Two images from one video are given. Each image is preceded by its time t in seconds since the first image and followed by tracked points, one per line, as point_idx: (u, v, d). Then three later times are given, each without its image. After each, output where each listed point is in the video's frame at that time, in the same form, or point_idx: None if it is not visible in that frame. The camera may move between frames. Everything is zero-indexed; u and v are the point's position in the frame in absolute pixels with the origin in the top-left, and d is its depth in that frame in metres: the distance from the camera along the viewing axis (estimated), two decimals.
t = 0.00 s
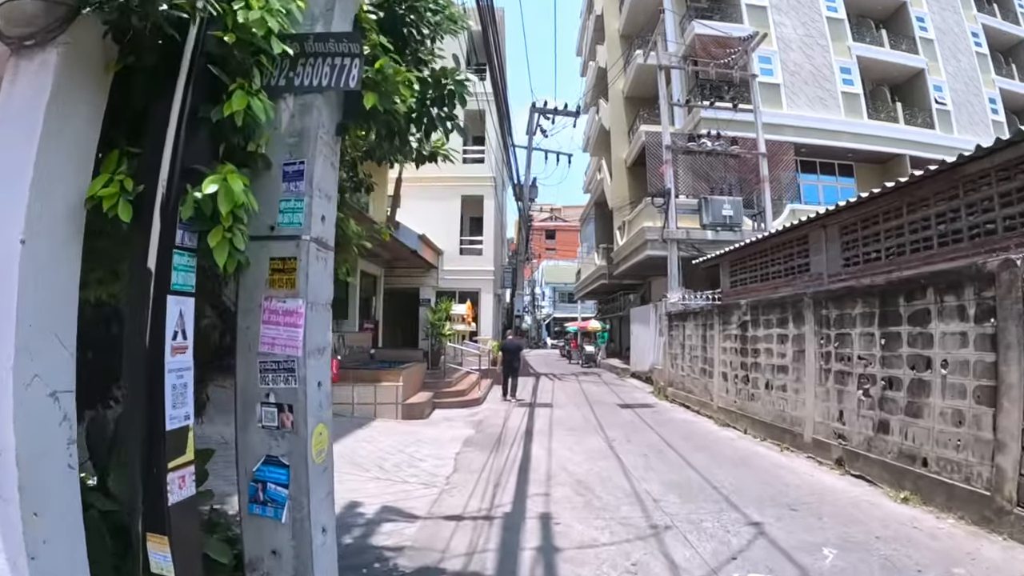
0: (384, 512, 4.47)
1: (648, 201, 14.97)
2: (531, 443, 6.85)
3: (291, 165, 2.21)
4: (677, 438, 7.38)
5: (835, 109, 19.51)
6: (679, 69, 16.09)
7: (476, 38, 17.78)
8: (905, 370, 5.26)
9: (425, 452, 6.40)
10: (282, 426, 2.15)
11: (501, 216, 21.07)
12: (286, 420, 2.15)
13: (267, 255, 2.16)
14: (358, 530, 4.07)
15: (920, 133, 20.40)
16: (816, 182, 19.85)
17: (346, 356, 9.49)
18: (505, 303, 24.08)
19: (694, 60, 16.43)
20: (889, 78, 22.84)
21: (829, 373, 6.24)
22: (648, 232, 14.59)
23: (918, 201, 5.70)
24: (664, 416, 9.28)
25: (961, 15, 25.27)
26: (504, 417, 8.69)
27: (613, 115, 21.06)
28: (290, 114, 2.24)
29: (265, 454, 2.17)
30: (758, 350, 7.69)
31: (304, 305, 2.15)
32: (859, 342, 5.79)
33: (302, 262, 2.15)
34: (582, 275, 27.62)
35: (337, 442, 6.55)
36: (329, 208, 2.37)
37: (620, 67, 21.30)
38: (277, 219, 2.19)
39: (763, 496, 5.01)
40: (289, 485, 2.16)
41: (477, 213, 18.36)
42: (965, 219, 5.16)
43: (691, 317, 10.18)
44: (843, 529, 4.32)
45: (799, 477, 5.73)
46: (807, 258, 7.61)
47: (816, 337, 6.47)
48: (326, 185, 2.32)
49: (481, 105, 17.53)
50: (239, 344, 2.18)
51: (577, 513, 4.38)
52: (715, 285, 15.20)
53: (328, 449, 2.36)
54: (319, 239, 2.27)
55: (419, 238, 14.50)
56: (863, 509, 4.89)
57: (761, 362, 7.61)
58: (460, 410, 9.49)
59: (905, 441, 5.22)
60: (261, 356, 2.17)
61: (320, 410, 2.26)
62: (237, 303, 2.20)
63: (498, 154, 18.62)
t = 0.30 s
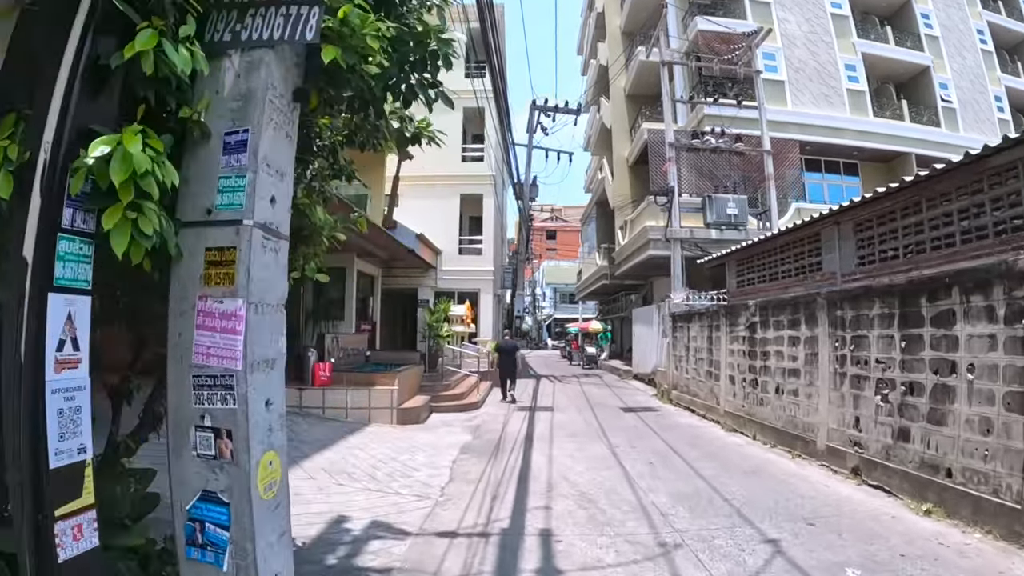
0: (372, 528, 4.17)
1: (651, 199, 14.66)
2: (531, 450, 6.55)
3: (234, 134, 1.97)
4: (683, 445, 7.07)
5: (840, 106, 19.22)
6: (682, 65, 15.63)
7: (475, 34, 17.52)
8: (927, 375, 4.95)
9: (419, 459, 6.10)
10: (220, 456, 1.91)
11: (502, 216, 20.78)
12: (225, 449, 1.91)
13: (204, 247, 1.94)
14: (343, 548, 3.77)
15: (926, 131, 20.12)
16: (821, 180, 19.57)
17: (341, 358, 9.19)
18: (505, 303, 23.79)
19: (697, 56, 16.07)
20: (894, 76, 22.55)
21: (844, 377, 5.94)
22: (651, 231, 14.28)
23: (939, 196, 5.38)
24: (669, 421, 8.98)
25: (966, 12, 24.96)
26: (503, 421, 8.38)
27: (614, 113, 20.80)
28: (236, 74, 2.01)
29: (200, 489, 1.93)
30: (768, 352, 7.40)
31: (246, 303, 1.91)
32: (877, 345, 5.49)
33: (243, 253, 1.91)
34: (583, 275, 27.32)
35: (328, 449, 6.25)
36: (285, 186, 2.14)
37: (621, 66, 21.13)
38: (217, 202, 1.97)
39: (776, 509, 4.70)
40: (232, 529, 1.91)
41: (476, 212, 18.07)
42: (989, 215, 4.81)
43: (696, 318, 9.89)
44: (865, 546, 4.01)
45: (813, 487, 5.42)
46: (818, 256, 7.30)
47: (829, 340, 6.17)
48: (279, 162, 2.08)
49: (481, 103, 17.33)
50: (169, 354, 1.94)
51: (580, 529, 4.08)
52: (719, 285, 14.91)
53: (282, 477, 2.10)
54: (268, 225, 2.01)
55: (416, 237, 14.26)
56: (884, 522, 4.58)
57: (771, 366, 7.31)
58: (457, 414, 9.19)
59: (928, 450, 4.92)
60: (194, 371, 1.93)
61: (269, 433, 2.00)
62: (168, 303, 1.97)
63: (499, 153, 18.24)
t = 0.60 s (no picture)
0: (355, 542, 3.87)
1: (653, 196, 14.22)
2: (529, 455, 6.25)
3: (140, 78, 1.69)
4: (688, 449, 6.76)
5: (844, 102, 18.92)
6: (684, 59, 15.42)
7: (473, 29, 17.23)
8: (950, 376, 4.64)
9: (411, 465, 5.80)
10: (115, 481, 1.63)
11: (501, 214, 20.51)
12: (120, 474, 1.63)
13: (97, 214, 1.66)
14: (323, 565, 3.47)
15: (931, 128, 19.83)
16: (825, 178, 19.29)
17: (334, 358, 8.88)
18: (505, 303, 23.54)
19: (699, 51, 15.86)
20: (898, 72, 22.25)
21: (859, 378, 5.64)
22: (653, 229, 13.96)
23: (960, 185, 5.08)
24: (672, 423, 8.69)
25: (971, 8, 24.65)
26: (500, 424, 8.07)
27: (615, 109, 20.51)
28: (147, 7, 1.72)
29: (95, 521, 1.65)
30: (776, 353, 7.09)
31: (140, 286, 1.61)
32: (895, 344, 5.19)
33: (140, 221, 1.63)
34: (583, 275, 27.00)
35: (316, 454, 5.96)
36: (209, 143, 1.85)
37: (621, 61, 20.86)
38: (116, 159, 1.69)
39: (789, 520, 4.40)
40: (131, 569, 1.63)
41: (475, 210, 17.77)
42: (1015, 205, 4.54)
43: (700, 317, 9.59)
44: (888, 562, 3.71)
45: (826, 495, 5.12)
46: (829, 252, 7.01)
47: (843, 340, 5.87)
48: (202, 113, 1.80)
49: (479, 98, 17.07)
50: (59, 350, 1.67)
51: (579, 543, 3.77)
52: (722, 284, 14.63)
53: (200, 511, 1.82)
54: (176, 184, 1.72)
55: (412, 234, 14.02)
56: (905, 534, 4.28)
57: (780, 366, 7.01)
58: (453, 416, 8.89)
59: (950, 456, 4.61)
60: (86, 371, 1.65)
61: (179, 455, 1.72)
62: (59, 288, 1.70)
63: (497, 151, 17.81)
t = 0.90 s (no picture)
0: (332, 561, 3.55)
1: (654, 193, 13.86)
2: (525, 462, 5.94)
3: None
4: (693, 457, 6.44)
5: (849, 98, 18.60)
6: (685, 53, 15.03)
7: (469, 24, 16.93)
8: (975, 382, 4.32)
9: (400, 473, 5.48)
10: None
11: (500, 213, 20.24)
12: None
13: None
14: None
15: (936, 125, 19.54)
16: (829, 175, 19.02)
17: (324, 360, 8.54)
18: (503, 302, 23.27)
19: (701, 45, 15.44)
20: (902, 69, 21.93)
21: (875, 383, 5.35)
22: (654, 227, 13.62)
23: (983, 178, 4.79)
24: (674, 427, 8.39)
25: (976, 4, 24.33)
26: (496, 429, 7.75)
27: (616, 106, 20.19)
28: None
29: None
30: (784, 355, 6.81)
31: None
32: (914, 347, 4.89)
33: None
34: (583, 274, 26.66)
35: (301, 461, 5.64)
36: (80, 91, 1.68)
37: (621, 57, 20.58)
38: None
39: (804, 537, 4.09)
40: None
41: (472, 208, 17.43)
42: None
43: (704, 317, 9.28)
44: None
45: (842, 510, 4.82)
46: (841, 250, 6.71)
47: (858, 343, 5.58)
48: (73, 54, 1.64)
49: (476, 94, 16.78)
50: None
51: (576, 564, 3.46)
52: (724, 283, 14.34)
53: None
54: (25, 142, 1.51)
55: (408, 232, 13.73)
56: (927, 552, 3.96)
57: (788, 369, 6.73)
58: (448, 419, 8.57)
59: (975, 467, 4.30)
60: None
61: (34, 504, 1.51)
62: None
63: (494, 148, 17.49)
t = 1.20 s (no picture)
0: None
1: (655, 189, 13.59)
2: (523, 467, 5.64)
3: None
4: (699, 462, 6.14)
5: (852, 95, 18.34)
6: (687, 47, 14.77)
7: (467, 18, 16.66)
8: (1003, 384, 4.03)
9: (390, 479, 5.19)
10: None
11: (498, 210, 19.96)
12: None
13: None
14: None
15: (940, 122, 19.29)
16: (832, 172, 18.79)
17: (315, 359, 8.24)
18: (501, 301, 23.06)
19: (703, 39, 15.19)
20: (906, 66, 21.67)
21: (894, 385, 5.08)
22: (656, 224, 13.34)
23: (1008, 166, 4.51)
24: (678, 429, 8.10)
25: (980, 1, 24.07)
26: (492, 431, 7.45)
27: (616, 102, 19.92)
28: None
29: None
30: (794, 354, 6.57)
31: None
32: (937, 346, 4.61)
33: None
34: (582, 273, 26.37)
35: (286, 466, 5.33)
36: None
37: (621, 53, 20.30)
38: None
39: (821, 550, 3.80)
40: None
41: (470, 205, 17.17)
42: None
43: (708, 316, 8.99)
44: None
45: (860, 520, 4.53)
46: (855, 245, 6.42)
47: (874, 341, 5.32)
48: None
49: (474, 89, 16.51)
50: None
51: None
52: (727, 281, 14.07)
53: None
54: None
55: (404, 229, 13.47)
56: (955, 566, 3.66)
57: (798, 369, 6.50)
58: (443, 421, 8.26)
59: (1002, 474, 4.00)
60: None
61: None
62: None
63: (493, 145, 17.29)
